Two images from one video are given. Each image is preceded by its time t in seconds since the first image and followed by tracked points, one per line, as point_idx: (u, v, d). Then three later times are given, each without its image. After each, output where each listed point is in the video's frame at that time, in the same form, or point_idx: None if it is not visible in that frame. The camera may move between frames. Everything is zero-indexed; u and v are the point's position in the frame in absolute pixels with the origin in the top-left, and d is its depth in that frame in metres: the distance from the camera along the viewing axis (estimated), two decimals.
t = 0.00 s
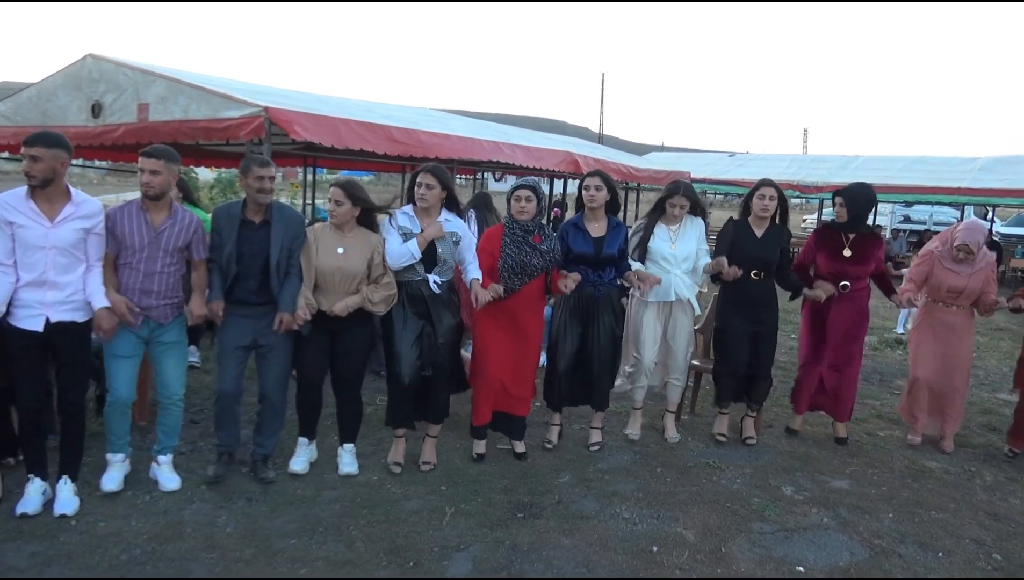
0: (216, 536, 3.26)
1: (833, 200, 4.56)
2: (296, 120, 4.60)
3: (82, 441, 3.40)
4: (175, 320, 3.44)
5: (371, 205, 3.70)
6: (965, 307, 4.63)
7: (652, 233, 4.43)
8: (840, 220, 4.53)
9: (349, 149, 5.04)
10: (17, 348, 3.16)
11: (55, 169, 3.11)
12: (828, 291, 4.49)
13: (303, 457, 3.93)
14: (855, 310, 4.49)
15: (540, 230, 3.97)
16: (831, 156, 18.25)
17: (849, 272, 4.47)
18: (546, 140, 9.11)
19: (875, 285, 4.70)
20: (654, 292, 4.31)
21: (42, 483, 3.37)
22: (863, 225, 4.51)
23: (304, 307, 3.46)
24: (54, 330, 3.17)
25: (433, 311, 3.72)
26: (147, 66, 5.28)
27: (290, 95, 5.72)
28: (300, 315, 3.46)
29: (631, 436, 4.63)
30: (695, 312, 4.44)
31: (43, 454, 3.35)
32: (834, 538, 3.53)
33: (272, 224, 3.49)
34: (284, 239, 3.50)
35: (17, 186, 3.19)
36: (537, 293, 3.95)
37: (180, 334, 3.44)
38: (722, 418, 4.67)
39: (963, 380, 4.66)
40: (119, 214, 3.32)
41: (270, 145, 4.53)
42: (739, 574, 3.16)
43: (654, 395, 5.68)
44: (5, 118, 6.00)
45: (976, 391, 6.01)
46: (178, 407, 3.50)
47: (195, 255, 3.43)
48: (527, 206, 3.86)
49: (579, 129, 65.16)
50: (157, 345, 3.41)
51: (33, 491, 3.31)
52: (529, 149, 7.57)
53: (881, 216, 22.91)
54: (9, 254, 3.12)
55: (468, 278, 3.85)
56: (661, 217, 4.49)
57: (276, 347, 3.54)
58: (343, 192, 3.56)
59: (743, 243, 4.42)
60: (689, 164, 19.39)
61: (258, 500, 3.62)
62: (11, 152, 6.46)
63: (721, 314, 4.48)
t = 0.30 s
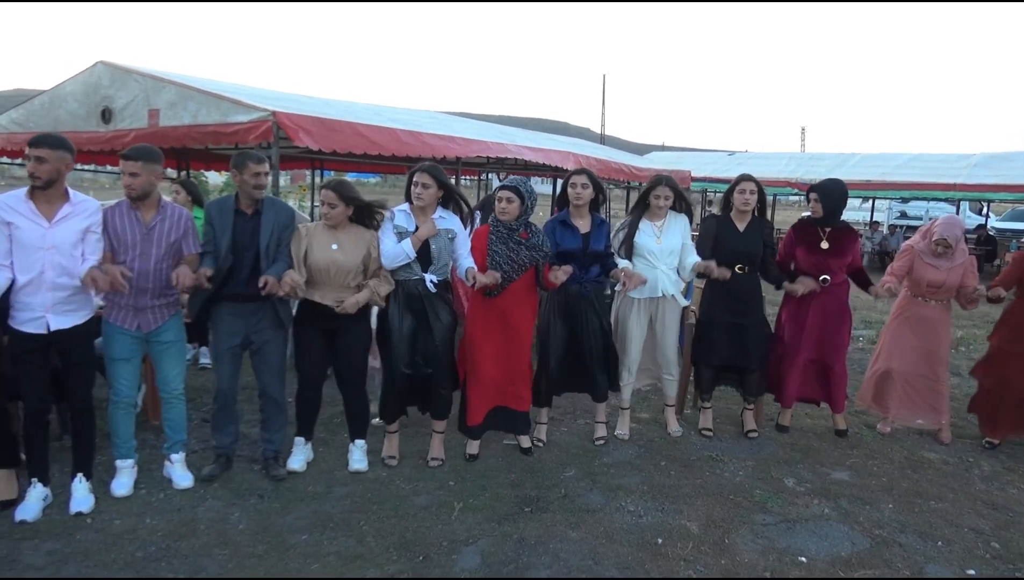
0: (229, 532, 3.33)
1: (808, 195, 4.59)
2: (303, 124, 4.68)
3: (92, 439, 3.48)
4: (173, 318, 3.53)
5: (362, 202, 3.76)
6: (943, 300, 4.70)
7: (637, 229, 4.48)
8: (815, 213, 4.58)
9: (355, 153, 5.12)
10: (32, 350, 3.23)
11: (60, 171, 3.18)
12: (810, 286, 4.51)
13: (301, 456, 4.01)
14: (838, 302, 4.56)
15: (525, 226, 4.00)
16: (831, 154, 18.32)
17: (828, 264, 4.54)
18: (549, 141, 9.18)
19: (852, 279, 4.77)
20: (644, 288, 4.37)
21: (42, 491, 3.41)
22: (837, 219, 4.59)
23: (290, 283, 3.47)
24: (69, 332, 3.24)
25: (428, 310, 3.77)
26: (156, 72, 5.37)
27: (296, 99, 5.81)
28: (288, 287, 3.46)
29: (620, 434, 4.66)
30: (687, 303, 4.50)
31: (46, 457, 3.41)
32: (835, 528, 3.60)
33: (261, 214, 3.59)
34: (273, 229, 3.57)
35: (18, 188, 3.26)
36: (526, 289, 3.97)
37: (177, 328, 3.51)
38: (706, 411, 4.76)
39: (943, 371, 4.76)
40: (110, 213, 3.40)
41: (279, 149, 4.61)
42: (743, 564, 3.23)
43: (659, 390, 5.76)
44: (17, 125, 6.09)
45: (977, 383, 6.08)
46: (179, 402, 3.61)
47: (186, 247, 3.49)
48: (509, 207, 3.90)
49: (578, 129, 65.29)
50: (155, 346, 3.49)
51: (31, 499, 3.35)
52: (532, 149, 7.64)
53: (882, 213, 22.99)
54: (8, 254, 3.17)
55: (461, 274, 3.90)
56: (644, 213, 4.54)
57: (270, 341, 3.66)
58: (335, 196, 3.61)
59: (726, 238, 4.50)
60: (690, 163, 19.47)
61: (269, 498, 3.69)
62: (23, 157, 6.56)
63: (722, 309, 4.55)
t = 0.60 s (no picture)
0: (229, 541, 3.26)
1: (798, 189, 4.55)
2: (298, 124, 4.61)
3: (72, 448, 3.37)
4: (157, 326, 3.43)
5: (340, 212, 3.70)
6: (935, 290, 4.59)
7: (625, 226, 4.40)
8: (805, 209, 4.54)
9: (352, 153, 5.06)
10: (24, 357, 3.15)
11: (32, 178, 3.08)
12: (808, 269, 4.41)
13: (300, 463, 3.93)
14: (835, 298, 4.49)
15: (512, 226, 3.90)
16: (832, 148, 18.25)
17: (820, 260, 4.48)
18: (550, 138, 9.11)
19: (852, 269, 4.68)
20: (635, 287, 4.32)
21: (38, 501, 3.34)
22: (829, 212, 4.51)
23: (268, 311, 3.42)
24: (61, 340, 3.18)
25: (413, 312, 3.70)
26: (149, 73, 5.29)
27: (292, 98, 5.73)
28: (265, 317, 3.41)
29: (626, 435, 4.58)
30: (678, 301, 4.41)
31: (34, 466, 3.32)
32: (847, 528, 3.53)
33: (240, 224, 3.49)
34: (252, 239, 3.49)
35: None
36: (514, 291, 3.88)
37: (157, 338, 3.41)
38: (712, 411, 4.70)
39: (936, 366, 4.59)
40: (89, 224, 3.29)
41: (274, 149, 4.54)
42: (754, 566, 3.16)
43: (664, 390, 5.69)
44: (10, 128, 6.01)
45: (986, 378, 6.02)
46: (166, 412, 3.49)
47: (167, 259, 3.40)
48: (493, 207, 3.80)
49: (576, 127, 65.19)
50: (138, 351, 3.40)
51: (27, 510, 3.28)
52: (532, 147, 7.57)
53: (883, 206, 22.91)
54: None
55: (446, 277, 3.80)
56: (634, 207, 4.48)
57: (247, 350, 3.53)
58: (315, 212, 3.57)
59: (717, 236, 4.43)
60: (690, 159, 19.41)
61: (269, 505, 3.62)
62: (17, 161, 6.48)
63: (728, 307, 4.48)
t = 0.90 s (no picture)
0: (232, 539, 3.27)
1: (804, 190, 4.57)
2: (303, 123, 4.63)
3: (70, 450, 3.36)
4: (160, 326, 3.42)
5: (342, 205, 3.67)
6: (930, 290, 4.56)
7: (624, 226, 4.41)
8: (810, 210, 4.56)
9: (356, 152, 5.07)
10: (28, 355, 3.16)
11: (28, 172, 3.08)
12: (798, 294, 4.52)
13: (304, 461, 3.94)
14: (835, 299, 4.48)
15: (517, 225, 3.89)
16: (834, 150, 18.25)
17: (823, 261, 4.47)
18: (555, 138, 9.12)
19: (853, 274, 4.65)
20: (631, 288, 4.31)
21: (41, 499, 3.33)
22: (835, 214, 4.52)
23: (271, 292, 3.39)
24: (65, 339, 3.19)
25: (413, 310, 3.69)
26: (154, 72, 5.30)
27: (297, 97, 5.74)
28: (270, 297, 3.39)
29: (629, 436, 4.62)
30: (672, 303, 4.41)
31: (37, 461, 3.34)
32: (848, 529, 3.54)
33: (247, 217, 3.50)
34: (258, 234, 3.49)
35: None
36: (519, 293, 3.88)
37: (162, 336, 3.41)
38: (708, 411, 4.77)
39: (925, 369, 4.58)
40: (96, 215, 3.31)
41: (279, 148, 4.55)
42: (755, 567, 3.17)
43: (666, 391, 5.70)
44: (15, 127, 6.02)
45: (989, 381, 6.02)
46: (164, 412, 3.49)
47: (173, 256, 3.38)
48: (499, 206, 3.80)
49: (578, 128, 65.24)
50: (142, 350, 3.39)
51: (30, 507, 3.28)
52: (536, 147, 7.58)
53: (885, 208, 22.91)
54: None
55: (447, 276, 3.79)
56: (631, 209, 4.47)
57: (247, 345, 3.55)
58: (316, 207, 3.53)
59: (715, 235, 4.47)
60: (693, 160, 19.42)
61: (272, 503, 3.63)
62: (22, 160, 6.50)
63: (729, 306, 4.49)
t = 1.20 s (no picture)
0: (231, 537, 3.29)
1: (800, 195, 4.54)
2: (306, 125, 4.66)
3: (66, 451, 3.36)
4: (156, 325, 3.44)
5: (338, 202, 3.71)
6: (917, 297, 4.62)
7: (617, 228, 4.42)
8: (806, 214, 4.55)
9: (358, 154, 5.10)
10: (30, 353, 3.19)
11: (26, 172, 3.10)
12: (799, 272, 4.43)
13: (282, 460, 3.93)
14: (826, 304, 4.52)
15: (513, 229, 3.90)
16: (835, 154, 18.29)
17: (816, 268, 4.50)
18: (555, 142, 9.17)
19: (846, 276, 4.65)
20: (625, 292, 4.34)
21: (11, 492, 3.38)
22: (830, 220, 4.53)
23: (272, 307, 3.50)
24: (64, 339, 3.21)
25: (409, 313, 3.70)
26: (157, 73, 5.34)
27: (299, 99, 5.78)
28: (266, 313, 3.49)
29: (597, 440, 4.59)
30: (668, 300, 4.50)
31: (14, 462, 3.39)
32: (843, 532, 3.56)
33: (242, 222, 3.51)
34: (254, 239, 3.52)
35: None
36: (515, 296, 3.91)
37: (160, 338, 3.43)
38: (673, 415, 4.70)
39: (914, 373, 4.65)
40: (90, 219, 3.31)
41: (281, 150, 4.59)
42: (750, 569, 3.20)
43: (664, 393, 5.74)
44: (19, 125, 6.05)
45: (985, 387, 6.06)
46: (162, 410, 3.50)
47: (168, 257, 3.38)
48: (496, 209, 3.82)
49: (579, 129, 65.29)
50: (138, 350, 3.41)
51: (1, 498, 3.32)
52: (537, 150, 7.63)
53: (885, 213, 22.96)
54: None
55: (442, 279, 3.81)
56: (625, 210, 4.47)
57: (242, 345, 3.58)
58: (315, 207, 3.59)
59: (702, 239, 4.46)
60: (694, 162, 19.46)
61: (271, 502, 3.66)
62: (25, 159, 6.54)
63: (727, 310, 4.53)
